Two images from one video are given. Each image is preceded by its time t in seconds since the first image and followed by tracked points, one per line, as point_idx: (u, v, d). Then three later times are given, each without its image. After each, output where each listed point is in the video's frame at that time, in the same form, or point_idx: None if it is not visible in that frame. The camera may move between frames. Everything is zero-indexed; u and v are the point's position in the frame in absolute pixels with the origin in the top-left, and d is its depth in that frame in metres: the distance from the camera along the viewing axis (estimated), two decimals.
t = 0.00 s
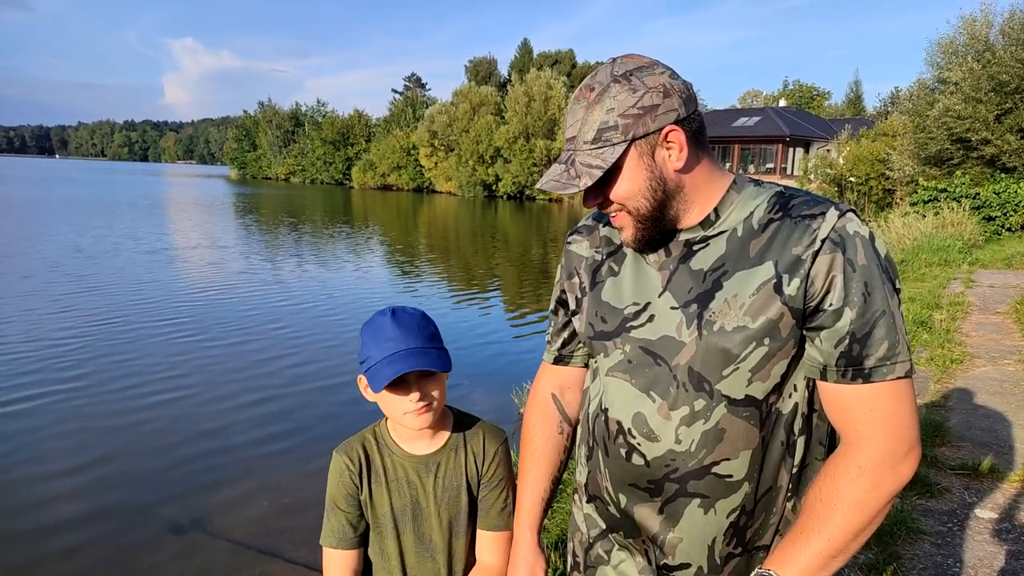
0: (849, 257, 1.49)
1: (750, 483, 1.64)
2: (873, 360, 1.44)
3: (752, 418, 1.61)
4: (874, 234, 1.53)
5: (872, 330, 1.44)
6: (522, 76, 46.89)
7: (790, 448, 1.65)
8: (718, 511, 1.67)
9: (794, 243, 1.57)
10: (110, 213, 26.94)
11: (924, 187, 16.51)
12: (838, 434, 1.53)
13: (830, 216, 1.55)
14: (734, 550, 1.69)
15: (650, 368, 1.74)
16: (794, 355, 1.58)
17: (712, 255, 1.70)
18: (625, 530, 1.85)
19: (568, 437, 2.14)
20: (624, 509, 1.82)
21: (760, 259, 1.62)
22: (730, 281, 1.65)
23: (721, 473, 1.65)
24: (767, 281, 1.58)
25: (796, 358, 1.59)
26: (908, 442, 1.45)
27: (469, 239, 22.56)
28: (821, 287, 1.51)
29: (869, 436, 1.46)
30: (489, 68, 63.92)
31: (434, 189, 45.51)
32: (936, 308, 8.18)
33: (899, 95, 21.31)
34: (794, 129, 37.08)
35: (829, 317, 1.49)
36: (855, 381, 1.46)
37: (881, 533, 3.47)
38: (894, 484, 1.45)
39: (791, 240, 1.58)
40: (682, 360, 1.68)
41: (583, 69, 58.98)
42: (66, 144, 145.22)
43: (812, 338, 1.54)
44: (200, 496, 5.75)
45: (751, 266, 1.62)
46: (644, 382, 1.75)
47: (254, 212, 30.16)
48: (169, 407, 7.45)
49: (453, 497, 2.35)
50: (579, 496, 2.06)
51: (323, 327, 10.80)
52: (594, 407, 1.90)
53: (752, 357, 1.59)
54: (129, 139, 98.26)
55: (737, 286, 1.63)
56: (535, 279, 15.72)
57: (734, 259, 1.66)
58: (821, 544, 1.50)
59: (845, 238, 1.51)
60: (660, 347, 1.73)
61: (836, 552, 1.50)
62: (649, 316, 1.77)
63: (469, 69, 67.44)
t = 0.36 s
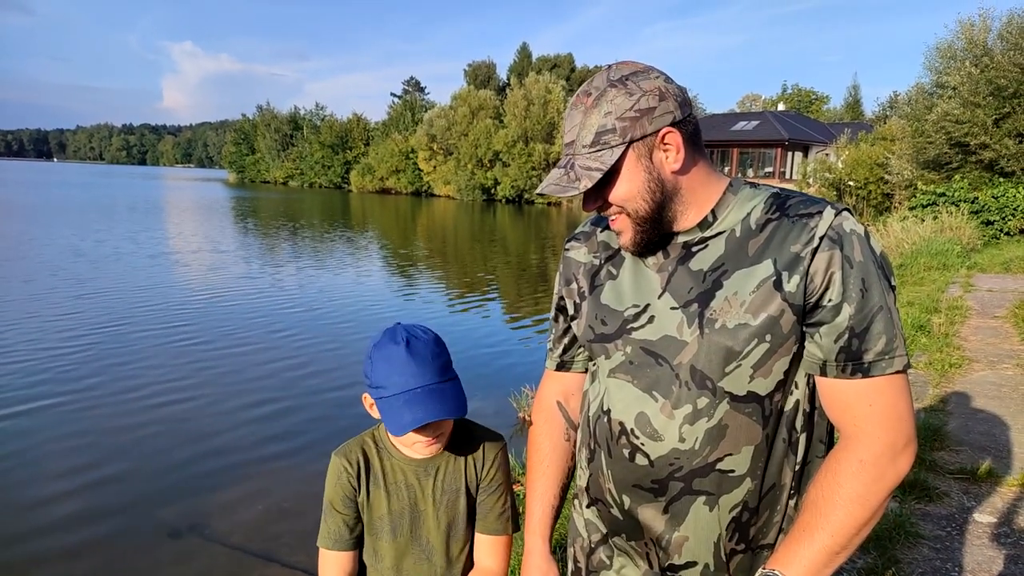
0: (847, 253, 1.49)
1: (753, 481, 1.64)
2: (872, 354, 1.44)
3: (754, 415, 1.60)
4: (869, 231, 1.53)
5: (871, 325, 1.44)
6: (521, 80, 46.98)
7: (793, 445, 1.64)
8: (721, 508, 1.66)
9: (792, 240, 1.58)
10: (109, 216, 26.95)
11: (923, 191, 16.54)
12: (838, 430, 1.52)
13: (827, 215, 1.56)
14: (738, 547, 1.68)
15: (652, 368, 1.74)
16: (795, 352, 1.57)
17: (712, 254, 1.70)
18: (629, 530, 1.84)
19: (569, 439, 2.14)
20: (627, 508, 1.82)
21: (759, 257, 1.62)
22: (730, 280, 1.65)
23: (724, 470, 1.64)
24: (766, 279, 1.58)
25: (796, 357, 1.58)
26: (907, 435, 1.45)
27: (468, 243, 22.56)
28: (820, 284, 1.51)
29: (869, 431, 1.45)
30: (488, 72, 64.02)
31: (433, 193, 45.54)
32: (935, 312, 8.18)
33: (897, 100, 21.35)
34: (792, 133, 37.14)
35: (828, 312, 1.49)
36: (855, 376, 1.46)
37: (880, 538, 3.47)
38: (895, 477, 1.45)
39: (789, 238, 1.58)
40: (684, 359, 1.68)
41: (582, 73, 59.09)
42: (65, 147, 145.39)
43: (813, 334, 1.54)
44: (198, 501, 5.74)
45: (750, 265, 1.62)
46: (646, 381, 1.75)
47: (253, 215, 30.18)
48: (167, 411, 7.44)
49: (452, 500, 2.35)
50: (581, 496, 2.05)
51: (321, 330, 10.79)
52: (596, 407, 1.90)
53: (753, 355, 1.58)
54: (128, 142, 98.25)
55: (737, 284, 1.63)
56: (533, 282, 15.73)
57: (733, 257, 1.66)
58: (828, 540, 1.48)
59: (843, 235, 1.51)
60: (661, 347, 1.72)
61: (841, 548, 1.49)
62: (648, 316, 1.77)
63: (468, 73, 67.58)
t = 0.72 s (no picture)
0: (849, 254, 1.49)
1: (755, 479, 1.63)
2: (875, 355, 1.44)
3: (755, 414, 1.61)
4: (872, 232, 1.54)
5: (873, 326, 1.45)
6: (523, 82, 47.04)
7: (796, 445, 1.63)
8: (723, 507, 1.66)
9: (794, 241, 1.58)
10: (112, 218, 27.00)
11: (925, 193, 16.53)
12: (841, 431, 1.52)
13: (829, 215, 1.56)
14: (741, 546, 1.67)
15: (653, 367, 1.74)
16: (797, 352, 1.57)
17: (715, 254, 1.70)
18: (632, 529, 1.84)
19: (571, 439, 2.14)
20: (631, 507, 1.82)
21: (761, 258, 1.62)
22: (731, 279, 1.65)
23: (726, 469, 1.65)
24: (768, 279, 1.58)
25: (798, 357, 1.58)
26: (907, 436, 1.45)
27: (470, 244, 22.58)
28: (823, 283, 1.51)
29: (872, 432, 1.45)
30: (489, 74, 64.05)
31: (435, 195, 45.56)
32: (937, 314, 8.18)
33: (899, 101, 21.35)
34: (794, 134, 37.13)
35: (831, 313, 1.49)
36: (857, 376, 1.46)
37: (883, 539, 3.47)
38: (896, 478, 1.45)
39: (791, 239, 1.59)
40: (685, 358, 1.68)
41: (584, 75, 59.18)
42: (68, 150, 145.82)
43: (815, 334, 1.54)
44: (200, 501, 5.75)
45: (752, 265, 1.63)
46: (648, 380, 1.75)
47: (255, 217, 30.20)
48: (170, 412, 7.46)
49: (461, 496, 2.35)
50: (586, 496, 2.05)
51: (323, 332, 10.80)
52: (598, 406, 1.90)
53: (754, 354, 1.59)
54: (130, 144, 98.53)
55: (739, 283, 1.63)
56: (536, 284, 15.74)
57: (735, 258, 1.66)
58: (830, 542, 1.48)
59: (845, 235, 1.52)
60: (662, 346, 1.73)
61: (844, 550, 1.48)
62: (650, 315, 1.77)
63: (470, 74, 67.66)
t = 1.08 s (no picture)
0: (847, 256, 1.49)
1: (749, 480, 1.63)
2: (869, 358, 1.44)
3: (750, 414, 1.60)
4: (873, 235, 1.53)
5: (869, 329, 1.44)
6: (528, 84, 47.08)
7: (793, 447, 1.62)
8: (717, 507, 1.66)
9: (793, 243, 1.58)
10: (118, 219, 27.15)
11: (931, 196, 16.47)
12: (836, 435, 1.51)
13: (828, 218, 1.56)
14: (734, 548, 1.67)
15: (652, 366, 1.75)
16: (794, 354, 1.57)
17: (718, 254, 1.70)
18: (627, 529, 1.84)
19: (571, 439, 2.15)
20: (625, 506, 1.83)
21: (761, 259, 1.62)
22: (730, 280, 1.65)
23: (720, 469, 1.65)
24: (766, 280, 1.59)
25: (795, 359, 1.58)
26: (904, 441, 1.43)
27: (474, 246, 22.63)
28: (819, 285, 1.51)
29: (866, 436, 1.44)
30: (495, 76, 64.07)
31: (440, 197, 45.61)
32: (942, 317, 8.15)
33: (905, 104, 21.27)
34: (799, 137, 37.05)
35: (826, 314, 1.49)
36: (852, 379, 1.46)
37: (885, 542, 3.46)
38: (892, 483, 1.43)
39: (790, 241, 1.59)
40: (682, 358, 1.69)
41: (590, 78, 59.19)
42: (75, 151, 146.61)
43: (810, 336, 1.53)
44: (204, 502, 5.77)
45: (751, 265, 1.63)
46: (645, 379, 1.76)
47: (260, 219, 30.27)
48: (175, 412, 7.50)
49: (468, 492, 2.34)
50: (585, 496, 2.05)
51: (327, 333, 10.83)
52: (597, 405, 1.91)
53: (749, 354, 1.59)
54: (136, 145, 99.04)
55: (737, 284, 1.63)
56: (540, 286, 15.75)
57: (736, 259, 1.66)
58: (822, 546, 1.47)
59: (844, 238, 1.51)
60: (661, 345, 1.73)
61: (837, 555, 1.47)
62: (650, 315, 1.78)
63: (475, 77, 67.77)
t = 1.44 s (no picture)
0: (847, 257, 1.51)
1: (753, 482, 1.63)
2: (870, 358, 1.46)
3: (754, 416, 1.60)
4: (869, 237, 1.56)
5: (870, 329, 1.46)
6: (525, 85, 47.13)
7: (792, 448, 1.63)
8: (721, 510, 1.66)
9: (794, 245, 1.60)
10: (115, 221, 27.10)
11: (928, 196, 16.52)
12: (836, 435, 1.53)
13: (827, 220, 1.59)
14: (738, 550, 1.67)
15: (653, 369, 1.74)
16: (797, 354, 1.57)
17: (717, 256, 1.69)
18: (627, 534, 1.83)
19: (571, 442, 2.16)
20: (628, 510, 1.81)
21: (762, 260, 1.63)
22: (732, 281, 1.65)
23: (724, 472, 1.64)
24: (769, 281, 1.59)
25: (798, 359, 1.58)
26: (902, 438, 1.46)
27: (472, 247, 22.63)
28: (823, 286, 1.52)
29: (867, 435, 1.46)
30: (491, 77, 64.11)
31: (437, 198, 45.62)
32: (939, 317, 8.17)
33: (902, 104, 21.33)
34: (796, 137, 37.13)
35: (829, 316, 1.50)
36: (853, 379, 1.47)
37: (884, 542, 3.46)
38: (893, 480, 1.46)
39: (791, 242, 1.60)
40: (685, 360, 1.68)
41: (587, 78, 59.30)
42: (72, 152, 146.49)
43: (813, 337, 1.54)
44: (200, 504, 5.75)
45: (753, 267, 1.63)
46: (647, 382, 1.75)
47: (257, 220, 30.26)
48: (173, 414, 7.50)
49: (469, 495, 2.33)
50: (581, 501, 2.05)
51: (325, 334, 10.82)
52: (595, 408, 1.90)
53: (754, 356, 1.59)
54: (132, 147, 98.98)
55: (739, 285, 1.63)
56: (537, 287, 15.77)
57: (736, 260, 1.66)
58: (830, 544, 1.48)
59: (844, 240, 1.53)
60: (663, 348, 1.72)
61: (843, 553, 1.48)
62: (650, 317, 1.76)
63: (472, 78, 67.82)
